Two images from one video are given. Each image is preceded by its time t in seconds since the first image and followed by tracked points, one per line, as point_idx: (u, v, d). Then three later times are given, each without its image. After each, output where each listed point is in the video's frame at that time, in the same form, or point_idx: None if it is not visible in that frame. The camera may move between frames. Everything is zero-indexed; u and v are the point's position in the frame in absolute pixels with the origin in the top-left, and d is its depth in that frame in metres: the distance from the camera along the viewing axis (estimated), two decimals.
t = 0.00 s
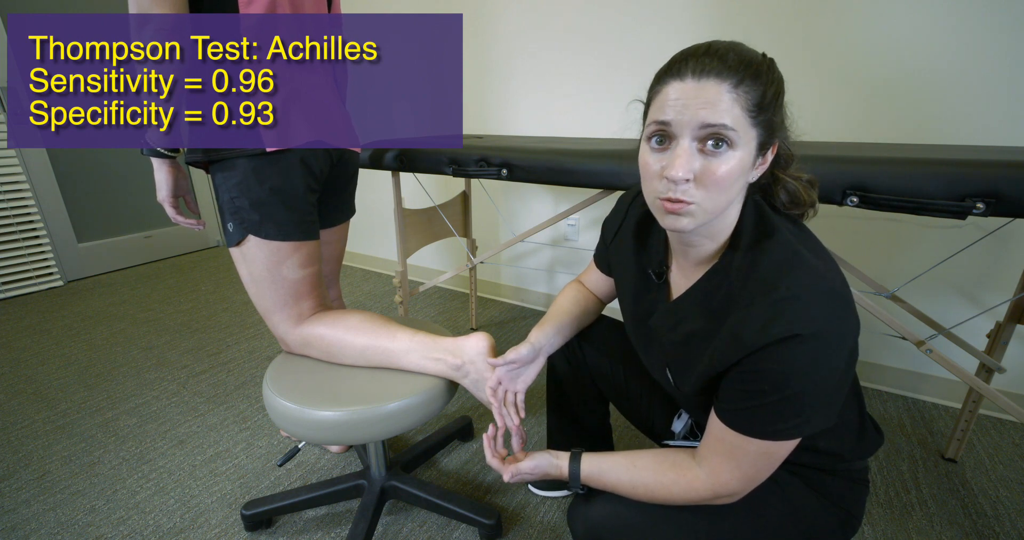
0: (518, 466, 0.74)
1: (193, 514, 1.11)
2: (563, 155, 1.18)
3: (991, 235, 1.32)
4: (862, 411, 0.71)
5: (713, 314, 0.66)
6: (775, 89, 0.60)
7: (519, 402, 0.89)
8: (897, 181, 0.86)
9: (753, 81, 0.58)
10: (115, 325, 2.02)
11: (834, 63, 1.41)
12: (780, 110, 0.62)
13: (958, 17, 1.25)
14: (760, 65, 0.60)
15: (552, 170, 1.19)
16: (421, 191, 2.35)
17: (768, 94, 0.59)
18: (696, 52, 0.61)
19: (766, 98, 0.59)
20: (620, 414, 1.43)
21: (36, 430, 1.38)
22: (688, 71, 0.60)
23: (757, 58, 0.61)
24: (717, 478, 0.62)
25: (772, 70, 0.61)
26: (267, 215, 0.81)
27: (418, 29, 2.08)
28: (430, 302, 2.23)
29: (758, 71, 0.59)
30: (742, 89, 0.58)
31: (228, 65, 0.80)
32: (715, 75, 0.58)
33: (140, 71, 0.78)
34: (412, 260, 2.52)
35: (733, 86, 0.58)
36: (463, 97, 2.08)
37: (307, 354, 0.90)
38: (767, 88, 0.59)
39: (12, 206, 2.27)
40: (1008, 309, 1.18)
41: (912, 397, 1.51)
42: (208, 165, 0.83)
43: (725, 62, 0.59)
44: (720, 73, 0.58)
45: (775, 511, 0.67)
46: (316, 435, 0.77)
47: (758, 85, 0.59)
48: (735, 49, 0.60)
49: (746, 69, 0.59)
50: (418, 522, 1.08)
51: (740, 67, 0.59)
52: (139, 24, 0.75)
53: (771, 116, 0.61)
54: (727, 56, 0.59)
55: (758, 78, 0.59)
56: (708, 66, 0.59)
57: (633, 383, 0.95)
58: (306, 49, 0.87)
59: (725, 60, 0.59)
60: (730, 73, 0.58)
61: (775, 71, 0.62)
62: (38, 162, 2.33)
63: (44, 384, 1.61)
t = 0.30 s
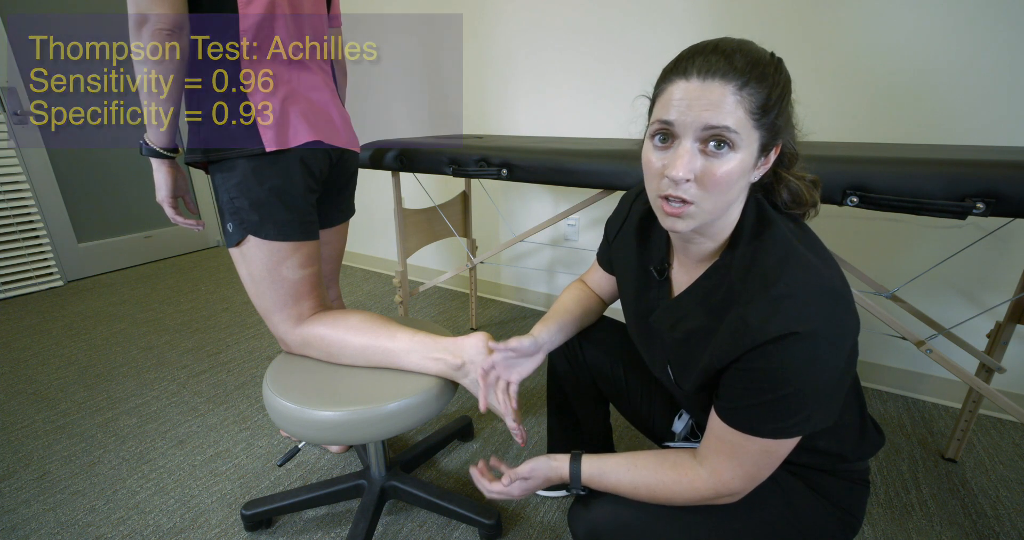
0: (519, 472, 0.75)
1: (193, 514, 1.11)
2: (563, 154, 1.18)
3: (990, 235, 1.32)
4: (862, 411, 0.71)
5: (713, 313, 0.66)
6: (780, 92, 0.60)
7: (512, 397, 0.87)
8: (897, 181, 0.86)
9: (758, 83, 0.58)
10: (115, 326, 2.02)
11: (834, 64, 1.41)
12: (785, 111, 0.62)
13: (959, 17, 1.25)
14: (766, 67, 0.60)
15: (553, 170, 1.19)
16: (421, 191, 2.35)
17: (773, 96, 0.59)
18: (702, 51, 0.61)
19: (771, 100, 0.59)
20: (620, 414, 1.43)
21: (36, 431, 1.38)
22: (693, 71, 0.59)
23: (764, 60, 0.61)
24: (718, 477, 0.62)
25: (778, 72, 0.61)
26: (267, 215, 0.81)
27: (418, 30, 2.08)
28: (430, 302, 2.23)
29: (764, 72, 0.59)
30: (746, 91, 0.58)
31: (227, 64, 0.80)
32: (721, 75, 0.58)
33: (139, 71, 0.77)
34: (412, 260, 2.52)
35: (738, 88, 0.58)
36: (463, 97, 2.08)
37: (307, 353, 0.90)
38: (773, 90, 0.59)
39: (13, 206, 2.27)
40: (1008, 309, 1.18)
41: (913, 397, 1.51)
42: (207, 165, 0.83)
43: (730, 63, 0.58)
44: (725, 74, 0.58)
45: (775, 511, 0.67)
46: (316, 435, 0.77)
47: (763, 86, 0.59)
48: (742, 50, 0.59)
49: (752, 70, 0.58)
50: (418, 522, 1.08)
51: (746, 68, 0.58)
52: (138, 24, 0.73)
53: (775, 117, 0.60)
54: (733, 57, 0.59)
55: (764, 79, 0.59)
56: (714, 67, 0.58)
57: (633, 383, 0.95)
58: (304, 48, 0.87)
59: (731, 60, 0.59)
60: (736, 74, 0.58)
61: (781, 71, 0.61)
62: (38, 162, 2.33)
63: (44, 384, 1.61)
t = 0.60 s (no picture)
0: (515, 471, 0.76)
1: (193, 514, 1.11)
2: (563, 155, 1.19)
3: (991, 235, 1.32)
4: (862, 412, 0.71)
5: (712, 313, 0.66)
6: (786, 91, 0.60)
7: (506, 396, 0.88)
8: (897, 181, 0.86)
9: (764, 80, 0.58)
10: (115, 326, 2.02)
11: (834, 63, 1.41)
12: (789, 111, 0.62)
13: (959, 17, 1.25)
14: (773, 66, 0.60)
15: (553, 170, 1.19)
16: (421, 191, 2.35)
17: (778, 95, 0.59)
18: (710, 48, 0.61)
19: (777, 99, 0.59)
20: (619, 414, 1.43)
21: (36, 431, 1.38)
22: (701, 66, 0.59)
23: (771, 59, 0.61)
24: (718, 476, 0.62)
25: (785, 71, 0.61)
26: (268, 214, 0.81)
27: (418, 30, 2.08)
28: (429, 302, 2.23)
29: (770, 71, 0.59)
30: (753, 88, 0.58)
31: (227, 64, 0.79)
32: (727, 72, 0.58)
33: (137, 71, 0.76)
34: (412, 260, 2.52)
35: (744, 85, 0.58)
36: (462, 97, 2.08)
37: (307, 354, 0.90)
38: (779, 88, 0.59)
39: (13, 206, 2.27)
40: (1008, 309, 1.18)
41: (912, 397, 1.51)
42: (207, 165, 0.82)
43: (737, 60, 0.59)
44: (732, 70, 0.58)
45: (775, 510, 0.67)
46: (317, 435, 0.77)
47: (769, 85, 0.59)
48: (750, 48, 0.60)
49: (758, 68, 0.59)
50: (418, 522, 1.08)
51: (753, 66, 0.58)
52: (139, 25, 0.72)
53: (780, 116, 0.60)
54: (739, 55, 0.59)
55: (771, 77, 0.59)
56: (721, 63, 0.58)
57: (633, 383, 0.95)
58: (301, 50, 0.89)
59: (739, 58, 0.59)
60: (742, 71, 0.58)
61: (787, 71, 0.62)
62: (38, 162, 2.33)
63: (44, 384, 1.61)
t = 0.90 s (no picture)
0: (514, 471, 0.76)
1: (193, 514, 1.11)
2: (563, 155, 1.18)
3: (991, 235, 1.32)
4: (862, 412, 0.71)
5: (713, 314, 0.66)
6: (791, 92, 0.60)
7: (512, 400, 0.87)
8: (897, 181, 0.86)
9: (768, 81, 0.58)
10: (115, 325, 2.02)
11: (835, 63, 1.41)
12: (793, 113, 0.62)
13: (959, 17, 1.25)
14: (777, 66, 0.60)
15: (553, 170, 1.19)
16: (421, 191, 2.35)
17: (782, 96, 0.59)
18: (716, 47, 0.61)
19: (781, 100, 0.59)
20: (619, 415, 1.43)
21: (36, 431, 1.38)
22: (705, 66, 0.59)
23: (777, 60, 0.61)
24: (716, 476, 0.62)
25: (790, 72, 0.61)
26: (268, 215, 0.81)
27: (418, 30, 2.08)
28: (430, 302, 2.23)
29: (774, 71, 0.59)
30: (757, 89, 0.58)
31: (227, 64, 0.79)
32: (731, 72, 0.58)
33: (137, 72, 0.76)
34: (412, 260, 2.52)
35: (748, 85, 0.58)
36: (463, 98, 2.08)
37: (307, 354, 0.90)
38: (782, 89, 0.59)
39: (13, 206, 2.27)
40: (1008, 309, 1.18)
41: (912, 397, 1.51)
42: (207, 165, 0.82)
43: (741, 61, 0.59)
44: (736, 70, 0.58)
45: (775, 511, 0.67)
46: (317, 435, 0.77)
47: (773, 86, 0.59)
48: (755, 48, 0.60)
49: (762, 68, 0.59)
50: (418, 522, 1.08)
51: (757, 66, 0.58)
52: (139, 25, 0.72)
53: (783, 118, 0.60)
54: (744, 54, 0.59)
55: (775, 78, 0.59)
56: (726, 63, 0.58)
57: (632, 383, 0.95)
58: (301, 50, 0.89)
59: (743, 58, 0.59)
60: (746, 72, 0.58)
61: (792, 71, 0.61)
62: (38, 161, 2.33)
63: (44, 384, 1.61)
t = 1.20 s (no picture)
0: (513, 470, 0.76)
1: (193, 514, 1.11)
2: (563, 155, 1.18)
3: (991, 235, 1.32)
4: (862, 413, 0.71)
5: (712, 314, 0.66)
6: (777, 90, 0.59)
7: (513, 398, 0.88)
8: (897, 181, 0.86)
9: (751, 81, 0.57)
10: (115, 325, 2.02)
11: (835, 64, 1.41)
12: (783, 111, 0.61)
13: (959, 18, 1.25)
14: (762, 63, 0.59)
15: (553, 170, 1.19)
16: (421, 191, 2.35)
17: (767, 95, 0.58)
18: (697, 51, 0.60)
19: (766, 100, 0.58)
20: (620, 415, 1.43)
21: (36, 431, 1.38)
22: (685, 70, 0.59)
23: (761, 58, 0.59)
24: (712, 476, 0.62)
25: (776, 70, 0.60)
26: (267, 215, 0.81)
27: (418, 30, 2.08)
28: (430, 302, 2.23)
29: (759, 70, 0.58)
30: (737, 90, 0.57)
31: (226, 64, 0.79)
32: (710, 76, 0.57)
33: (137, 72, 0.76)
34: (412, 260, 2.52)
35: (728, 87, 0.57)
36: (463, 98, 2.08)
37: (307, 354, 0.90)
38: (767, 88, 0.58)
39: (13, 206, 2.27)
40: (1008, 310, 1.17)
41: (912, 397, 1.51)
42: (207, 165, 0.82)
43: (721, 62, 0.58)
44: (716, 72, 0.57)
45: (774, 511, 0.67)
46: (317, 435, 0.77)
47: (756, 86, 0.58)
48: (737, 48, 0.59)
49: (742, 69, 0.58)
50: (418, 522, 1.08)
51: (738, 67, 0.58)
52: (138, 25, 0.72)
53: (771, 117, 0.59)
54: (725, 56, 0.58)
55: (759, 78, 0.58)
56: (705, 66, 0.58)
57: (632, 383, 0.95)
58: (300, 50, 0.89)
59: (725, 60, 0.58)
60: (726, 73, 0.57)
61: (779, 69, 0.61)
62: (38, 161, 2.33)
63: (45, 384, 1.61)
